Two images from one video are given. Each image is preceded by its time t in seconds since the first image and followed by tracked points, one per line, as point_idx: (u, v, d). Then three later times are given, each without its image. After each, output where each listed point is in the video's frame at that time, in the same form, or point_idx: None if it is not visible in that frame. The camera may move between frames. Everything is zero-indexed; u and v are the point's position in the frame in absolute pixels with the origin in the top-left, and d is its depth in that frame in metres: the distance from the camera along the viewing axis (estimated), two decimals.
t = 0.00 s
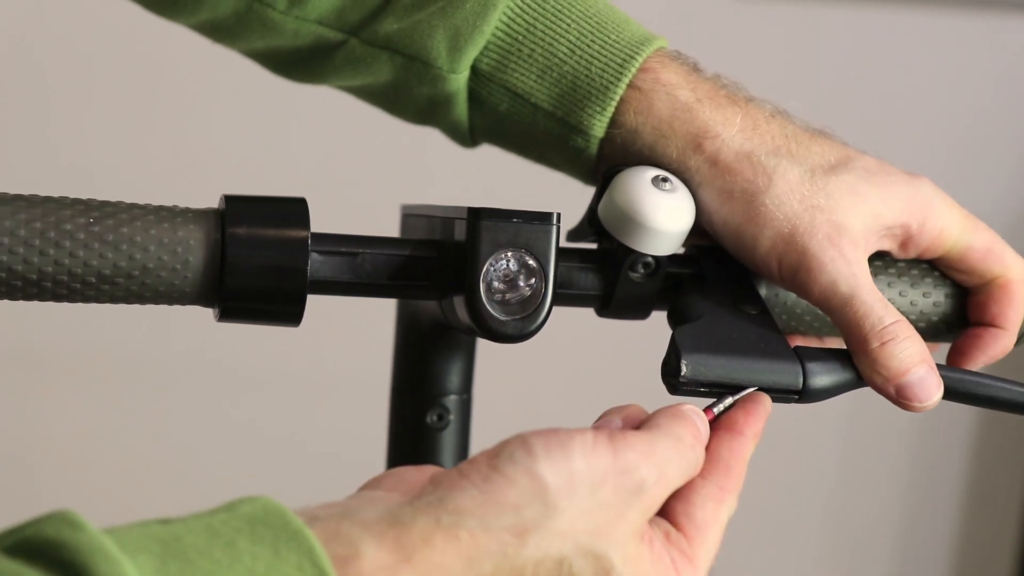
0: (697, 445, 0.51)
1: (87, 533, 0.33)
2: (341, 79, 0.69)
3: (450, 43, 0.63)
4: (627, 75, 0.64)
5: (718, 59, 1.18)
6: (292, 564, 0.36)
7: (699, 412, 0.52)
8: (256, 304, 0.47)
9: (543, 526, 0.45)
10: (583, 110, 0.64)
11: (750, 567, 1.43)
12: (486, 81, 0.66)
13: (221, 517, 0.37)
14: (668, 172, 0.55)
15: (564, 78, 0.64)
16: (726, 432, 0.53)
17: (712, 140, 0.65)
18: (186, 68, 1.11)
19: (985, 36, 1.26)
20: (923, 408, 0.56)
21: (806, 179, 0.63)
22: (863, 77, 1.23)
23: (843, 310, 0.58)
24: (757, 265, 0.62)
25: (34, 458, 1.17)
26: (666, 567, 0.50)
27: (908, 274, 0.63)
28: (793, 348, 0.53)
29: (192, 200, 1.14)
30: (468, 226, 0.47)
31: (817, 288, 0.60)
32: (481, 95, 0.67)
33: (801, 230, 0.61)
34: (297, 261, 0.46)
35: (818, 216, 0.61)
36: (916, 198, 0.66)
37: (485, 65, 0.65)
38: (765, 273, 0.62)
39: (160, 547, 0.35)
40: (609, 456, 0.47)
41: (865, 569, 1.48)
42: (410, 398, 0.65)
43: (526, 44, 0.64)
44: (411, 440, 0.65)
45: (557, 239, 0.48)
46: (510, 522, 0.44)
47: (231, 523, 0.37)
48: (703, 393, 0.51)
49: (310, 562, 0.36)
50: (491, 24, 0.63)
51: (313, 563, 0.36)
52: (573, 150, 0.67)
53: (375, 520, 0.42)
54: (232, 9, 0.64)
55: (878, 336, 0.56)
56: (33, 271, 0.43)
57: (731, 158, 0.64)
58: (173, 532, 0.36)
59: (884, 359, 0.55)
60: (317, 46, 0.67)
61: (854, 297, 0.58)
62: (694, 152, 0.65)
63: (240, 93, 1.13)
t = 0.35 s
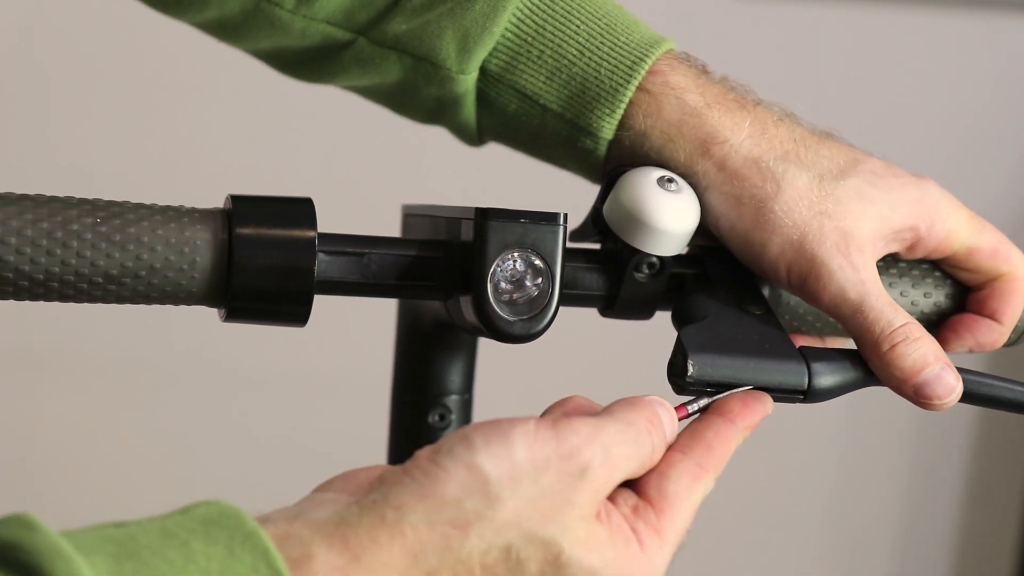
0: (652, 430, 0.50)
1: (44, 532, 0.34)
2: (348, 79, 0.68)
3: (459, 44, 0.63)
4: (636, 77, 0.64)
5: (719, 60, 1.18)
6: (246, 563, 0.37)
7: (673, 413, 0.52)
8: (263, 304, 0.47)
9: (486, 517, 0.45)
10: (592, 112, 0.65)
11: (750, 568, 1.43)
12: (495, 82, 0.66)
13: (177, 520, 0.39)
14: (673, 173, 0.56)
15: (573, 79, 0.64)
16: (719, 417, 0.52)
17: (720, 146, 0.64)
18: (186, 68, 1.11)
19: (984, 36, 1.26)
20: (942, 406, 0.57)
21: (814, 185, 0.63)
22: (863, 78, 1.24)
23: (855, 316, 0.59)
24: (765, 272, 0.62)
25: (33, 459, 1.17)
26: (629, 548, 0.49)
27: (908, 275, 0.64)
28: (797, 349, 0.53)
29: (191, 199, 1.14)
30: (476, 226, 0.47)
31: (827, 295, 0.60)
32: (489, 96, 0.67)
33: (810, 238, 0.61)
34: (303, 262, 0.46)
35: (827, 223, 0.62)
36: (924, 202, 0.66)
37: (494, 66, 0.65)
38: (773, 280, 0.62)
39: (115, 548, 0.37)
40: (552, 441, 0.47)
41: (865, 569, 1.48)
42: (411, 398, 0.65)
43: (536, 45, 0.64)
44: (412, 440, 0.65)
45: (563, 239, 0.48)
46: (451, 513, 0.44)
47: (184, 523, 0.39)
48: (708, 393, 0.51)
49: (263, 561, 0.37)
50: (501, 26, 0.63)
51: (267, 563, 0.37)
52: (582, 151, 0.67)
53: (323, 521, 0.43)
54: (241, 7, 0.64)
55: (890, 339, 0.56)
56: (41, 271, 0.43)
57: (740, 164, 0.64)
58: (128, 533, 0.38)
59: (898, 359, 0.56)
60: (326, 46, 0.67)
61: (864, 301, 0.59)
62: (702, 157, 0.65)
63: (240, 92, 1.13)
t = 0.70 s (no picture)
0: (612, 410, 0.50)
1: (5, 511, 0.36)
2: (346, 79, 0.69)
3: (457, 43, 0.63)
4: (636, 74, 0.64)
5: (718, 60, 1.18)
6: (204, 533, 0.40)
7: (649, 402, 0.52)
8: (257, 303, 0.47)
9: (438, 480, 0.45)
10: (592, 110, 0.64)
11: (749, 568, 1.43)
12: (493, 81, 0.65)
13: (136, 498, 0.42)
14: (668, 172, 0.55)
15: (572, 77, 0.64)
16: (697, 410, 0.52)
17: (719, 147, 0.64)
18: (184, 68, 1.11)
19: (985, 36, 1.26)
20: (938, 411, 0.57)
21: (815, 184, 0.63)
22: (863, 78, 1.24)
23: (858, 318, 0.59)
24: (765, 273, 0.62)
25: (33, 458, 1.17)
26: (589, 527, 0.49)
27: (907, 276, 0.63)
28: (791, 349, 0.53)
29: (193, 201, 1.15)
30: (467, 225, 0.47)
31: (827, 296, 0.60)
32: (488, 95, 0.67)
33: (810, 239, 0.61)
34: (294, 263, 0.46)
35: (826, 226, 0.61)
36: (925, 202, 0.65)
37: (492, 65, 0.65)
38: (773, 281, 0.62)
39: (74, 525, 0.39)
40: (507, 412, 0.48)
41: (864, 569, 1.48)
42: (408, 396, 0.65)
43: (535, 43, 0.64)
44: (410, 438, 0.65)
45: (557, 239, 0.48)
46: (403, 476, 0.45)
47: (141, 501, 0.41)
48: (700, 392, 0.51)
49: (221, 531, 0.40)
50: (499, 24, 0.63)
51: (224, 532, 0.40)
52: (582, 150, 0.67)
53: (280, 491, 0.45)
54: (237, 8, 0.64)
55: (893, 341, 0.56)
56: (33, 271, 0.43)
57: (739, 165, 0.63)
58: (86, 513, 0.40)
59: (900, 363, 0.56)
60: (322, 45, 0.67)
61: (865, 301, 0.59)
62: (701, 158, 0.65)
63: (238, 92, 1.13)
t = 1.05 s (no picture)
0: (592, 410, 0.50)
1: None
2: (341, 86, 0.67)
3: (454, 46, 0.62)
4: (635, 74, 0.64)
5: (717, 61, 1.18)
6: (184, 530, 0.41)
7: (632, 395, 0.53)
8: (253, 304, 0.47)
9: (416, 479, 0.45)
10: (590, 111, 0.64)
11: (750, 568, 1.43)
12: (491, 85, 0.65)
13: (115, 496, 0.42)
14: (665, 172, 0.55)
15: (570, 79, 0.64)
16: (678, 411, 0.51)
17: (719, 145, 0.64)
18: (182, 68, 1.11)
19: (985, 36, 1.25)
20: (937, 410, 0.57)
21: (815, 181, 0.63)
22: (863, 78, 1.23)
23: (858, 313, 0.58)
24: (766, 273, 0.62)
25: (33, 458, 1.18)
26: (569, 530, 0.49)
27: (915, 280, 0.63)
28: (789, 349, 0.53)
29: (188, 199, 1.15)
30: (461, 225, 0.47)
31: (829, 293, 0.60)
32: (485, 99, 0.66)
33: (811, 236, 0.61)
34: (288, 260, 0.46)
35: (829, 221, 0.62)
36: (924, 198, 0.66)
37: (489, 69, 0.64)
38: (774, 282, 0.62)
39: (52, 524, 0.39)
40: (485, 410, 0.48)
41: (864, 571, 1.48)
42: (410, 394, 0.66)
43: (532, 45, 0.64)
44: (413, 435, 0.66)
45: (551, 239, 0.48)
46: (382, 475, 0.45)
47: (121, 500, 0.41)
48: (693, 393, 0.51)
49: (202, 529, 0.41)
50: (495, 27, 0.62)
51: (204, 530, 0.41)
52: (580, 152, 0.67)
53: (259, 489, 0.45)
54: (229, 14, 0.64)
55: (895, 337, 0.56)
56: (28, 270, 0.43)
57: (740, 163, 0.64)
58: (66, 511, 0.41)
59: (903, 360, 0.56)
60: (315, 53, 0.66)
61: (867, 298, 0.58)
62: (701, 156, 0.65)
63: (237, 92, 1.13)
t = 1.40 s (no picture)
0: (581, 410, 0.50)
1: None
2: (354, 91, 0.65)
3: (469, 51, 0.60)
4: (650, 83, 0.61)
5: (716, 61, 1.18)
6: (172, 529, 0.41)
7: (622, 396, 0.53)
8: (246, 304, 0.47)
9: (406, 478, 0.45)
10: (607, 118, 0.61)
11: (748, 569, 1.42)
12: (505, 91, 0.62)
13: (104, 497, 0.42)
14: (658, 171, 0.55)
15: (587, 85, 0.61)
16: (665, 412, 0.52)
17: (736, 152, 0.63)
18: (183, 69, 1.13)
19: (985, 36, 1.25)
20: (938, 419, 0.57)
21: (832, 189, 0.62)
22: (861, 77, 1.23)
23: (870, 318, 0.58)
24: (781, 279, 0.61)
25: (32, 456, 1.19)
26: (558, 532, 0.49)
27: (940, 287, 0.61)
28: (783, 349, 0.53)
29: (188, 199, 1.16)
30: (453, 224, 0.47)
31: (841, 297, 0.59)
32: (500, 105, 0.64)
33: (829, 242, 0.60)
34: (279, 259, 0.47)
35: (846, 227, 0.61)
36: (945, 208, 0.64)
37: (504, 74, 0.62)
38: (787, 287, 0.62)
39: (40, 525, 0.40)
40: (475, 410, 0.48)
41: None
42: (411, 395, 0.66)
43: (549, 51, 0.61)
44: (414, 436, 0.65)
45: (543, 238, 0.48)
46: (371, 473, 0.45)
47: (109, 500, 0.42)
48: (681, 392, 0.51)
49: (190, 527, 0.41)
50: (511, 33, 0.60)
51: (193, 528, 0.41)
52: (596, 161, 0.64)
53: (247, 488, 0.45)
54: (241, 18, 0.61)
55: (907, 347, 0.56)
56: (21, 268, 0.44)
57: (756, 171, 0.63)
58: (54, 512, 0.41)
59: (913, 367, 0.55)
60: (328, 58, 0.63)
61: (882, 302, 0.57)
62: (718, 164, 0.64)
63: (235, 94, 1.14)
